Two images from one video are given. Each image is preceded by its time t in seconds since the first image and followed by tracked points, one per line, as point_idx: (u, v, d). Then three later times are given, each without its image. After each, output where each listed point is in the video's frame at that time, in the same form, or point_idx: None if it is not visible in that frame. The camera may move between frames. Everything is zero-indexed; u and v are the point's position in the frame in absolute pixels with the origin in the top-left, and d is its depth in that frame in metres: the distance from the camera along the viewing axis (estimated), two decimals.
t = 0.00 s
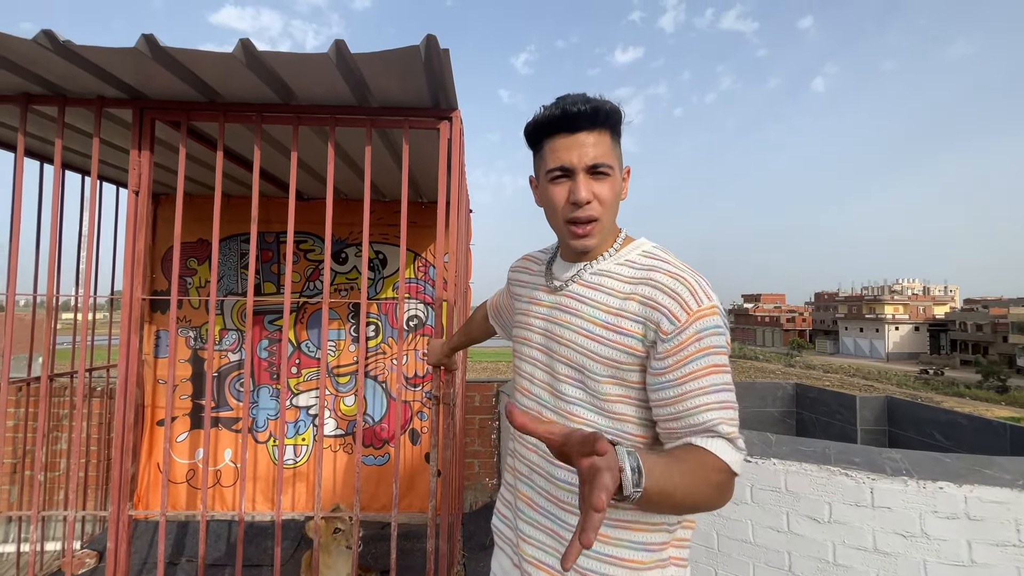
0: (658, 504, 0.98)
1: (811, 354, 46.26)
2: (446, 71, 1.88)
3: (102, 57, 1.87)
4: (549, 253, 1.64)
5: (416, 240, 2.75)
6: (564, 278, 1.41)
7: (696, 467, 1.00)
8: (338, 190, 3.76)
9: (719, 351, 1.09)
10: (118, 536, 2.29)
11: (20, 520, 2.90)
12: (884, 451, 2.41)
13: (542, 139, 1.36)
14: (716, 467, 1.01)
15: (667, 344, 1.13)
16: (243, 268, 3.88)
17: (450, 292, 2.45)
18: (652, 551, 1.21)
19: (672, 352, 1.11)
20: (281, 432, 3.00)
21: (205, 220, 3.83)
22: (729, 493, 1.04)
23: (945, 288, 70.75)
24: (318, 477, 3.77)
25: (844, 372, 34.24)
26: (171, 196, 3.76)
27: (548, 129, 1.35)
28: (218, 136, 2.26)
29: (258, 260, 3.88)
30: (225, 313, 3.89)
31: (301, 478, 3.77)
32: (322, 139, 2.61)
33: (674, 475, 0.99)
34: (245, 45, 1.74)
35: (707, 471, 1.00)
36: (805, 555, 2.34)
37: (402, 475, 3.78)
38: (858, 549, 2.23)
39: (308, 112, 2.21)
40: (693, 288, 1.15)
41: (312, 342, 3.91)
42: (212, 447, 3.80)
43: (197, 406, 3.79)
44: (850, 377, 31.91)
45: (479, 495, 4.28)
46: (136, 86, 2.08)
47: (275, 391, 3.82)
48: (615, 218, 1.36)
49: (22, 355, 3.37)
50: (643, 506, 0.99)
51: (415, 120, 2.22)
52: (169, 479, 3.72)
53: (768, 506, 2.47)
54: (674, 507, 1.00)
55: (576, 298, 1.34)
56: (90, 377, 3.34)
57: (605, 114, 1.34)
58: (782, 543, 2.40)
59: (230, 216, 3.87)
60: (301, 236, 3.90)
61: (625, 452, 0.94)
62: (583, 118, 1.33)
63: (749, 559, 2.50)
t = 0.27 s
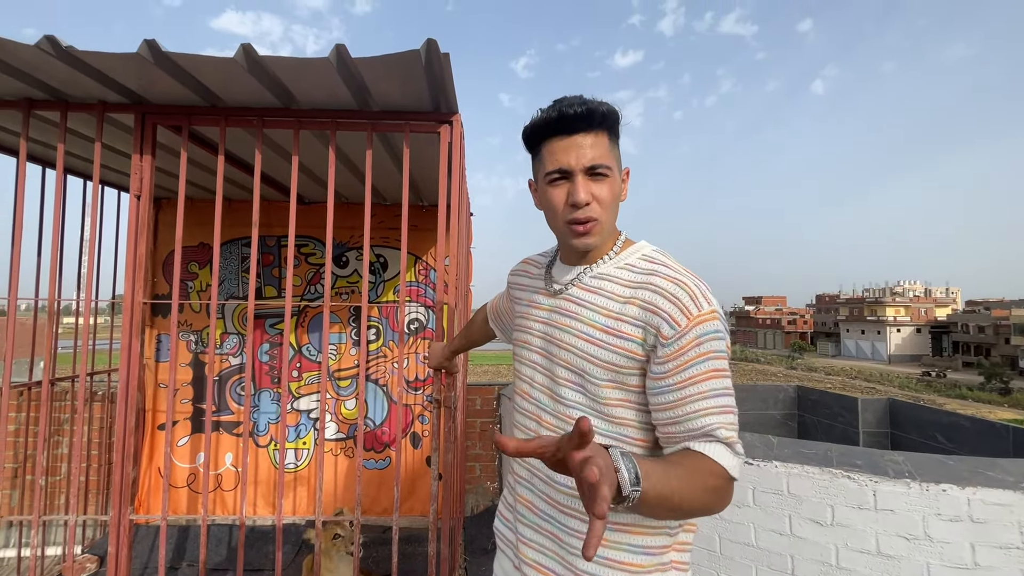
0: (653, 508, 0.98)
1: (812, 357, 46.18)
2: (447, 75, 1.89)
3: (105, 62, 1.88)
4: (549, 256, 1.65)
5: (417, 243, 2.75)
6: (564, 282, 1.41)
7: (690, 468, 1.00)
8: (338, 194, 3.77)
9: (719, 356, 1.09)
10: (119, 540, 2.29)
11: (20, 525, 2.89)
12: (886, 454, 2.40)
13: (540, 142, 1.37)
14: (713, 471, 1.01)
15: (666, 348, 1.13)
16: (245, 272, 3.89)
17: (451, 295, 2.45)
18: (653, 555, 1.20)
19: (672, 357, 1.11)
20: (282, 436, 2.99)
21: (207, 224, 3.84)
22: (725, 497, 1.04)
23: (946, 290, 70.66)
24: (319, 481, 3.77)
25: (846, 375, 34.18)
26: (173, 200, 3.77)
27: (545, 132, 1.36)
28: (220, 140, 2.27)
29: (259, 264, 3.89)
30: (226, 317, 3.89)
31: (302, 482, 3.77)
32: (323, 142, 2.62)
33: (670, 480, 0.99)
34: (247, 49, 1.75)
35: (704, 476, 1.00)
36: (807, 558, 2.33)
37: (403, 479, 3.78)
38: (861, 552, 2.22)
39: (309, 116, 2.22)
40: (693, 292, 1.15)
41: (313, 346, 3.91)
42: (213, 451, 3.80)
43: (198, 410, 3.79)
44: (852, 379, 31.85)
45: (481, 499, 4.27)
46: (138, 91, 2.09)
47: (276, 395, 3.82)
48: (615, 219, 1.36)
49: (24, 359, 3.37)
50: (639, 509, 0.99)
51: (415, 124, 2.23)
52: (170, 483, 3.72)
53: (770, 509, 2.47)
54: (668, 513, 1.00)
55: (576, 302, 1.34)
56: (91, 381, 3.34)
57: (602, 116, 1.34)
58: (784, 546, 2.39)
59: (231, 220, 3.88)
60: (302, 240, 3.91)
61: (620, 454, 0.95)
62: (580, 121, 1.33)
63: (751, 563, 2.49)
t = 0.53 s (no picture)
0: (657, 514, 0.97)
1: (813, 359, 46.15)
2: (447, 79, 1.89)
3: (105, 68, 1.88)
4: (549, 261, 1.64)
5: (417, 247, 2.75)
6: (565, 286, 1.40)
7: (693, 473, 0.99)
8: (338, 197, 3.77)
9: (721, 360, 1.08)
10: (118, 546, 2.28)
11: (19, 530, 2.88)
12: (888, 456, 2.40)
13: (538, 144, 1.37)
14: (719, 477, 0.99)
15: (668, 351, 1.12)
16: (245, 276, 3.89)
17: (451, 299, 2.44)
18: (655, 562, 1.20)
19: (674, 360, 1.11)
20: (282, 440, 2.98)
21: (206, 228, 3.84)
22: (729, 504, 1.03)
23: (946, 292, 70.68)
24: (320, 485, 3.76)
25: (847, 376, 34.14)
26: (173, 204, 3.77)
27: (543, 134, 1.36)
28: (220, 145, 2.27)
29: (259, 268, 3.89)
30: (226, 321, 3.89)
31: (302, 486, 3.76)
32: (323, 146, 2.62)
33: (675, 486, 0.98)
34: (247, 54, 1.75)
35: (710, 481, 0.99)
36: (810, 562, 2.32)
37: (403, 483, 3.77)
38: (864, 556, 2.21)
39: (309, 120, 2.22)
40: (695, 296, 1.15)
41: (313, 350, 3.90)
42: (213, 456, 3.79)
43: (198, 414, 3.78)
44: (852, 381, 31.82)
45: (481, 503, 4.26)
46: (139, 95, 2.09)
47: (276, 399, 3.81)
48: (614, 219, 1.36)
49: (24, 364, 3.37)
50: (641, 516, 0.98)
51: (415, 128, 2.23)
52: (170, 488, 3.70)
53: (772, 512, 2.46)
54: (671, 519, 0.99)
55: (576, 306, 1.34)
56: (90, 386, 3.33)
57: (599, 117, 1.34)
58: (787, 549, 2.39)
59: (231, 224, 3.88)
60: (302, 243, 3.90)
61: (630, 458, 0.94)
62: (577, 122, 1.34)
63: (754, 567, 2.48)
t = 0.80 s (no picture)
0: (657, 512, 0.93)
1: (812, 361, 46.15)
2: (446, 83, 1.89)
3: (105, 72, 1.88)
4: (548, 264, 1.64)
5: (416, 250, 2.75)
6: (563, 288, 1.40)
7: (694, 471, 0.97)
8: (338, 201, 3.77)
9: (717, 362, 1.08)
10: (117, 551, 2.27)
11: (17, 535, 2.87)
12: (888, 458, 2.39)
13: (540, 140, 1.37)
14: (715, 479, 0.98)
15: (665, 353, 1.12)
16: (244, 279, 3.89)
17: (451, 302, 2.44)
18: (653, 568, 1.19)
19: (669, 362, 1.10)
20: (282, 444, 2.96)
21: (206, 232, 3.84)
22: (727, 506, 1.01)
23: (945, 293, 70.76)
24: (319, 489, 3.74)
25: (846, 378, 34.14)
26: (172, 208, 3.77)
27: (546, 130, 1.36)
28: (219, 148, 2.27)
29: (258, 271, 3.88)
30: (226, 324, 3.89)
31: (302, 490, 3.75)
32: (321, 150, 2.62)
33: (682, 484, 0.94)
34: (246, 58, 1.75)
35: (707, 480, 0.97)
36: (811, 565, 2.31)
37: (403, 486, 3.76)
38: (865, 559, 2.21)
39: (308, 124, 2.22)
40: (692, 298, 1.14)
41: (312, 353, 3.90)
42: (212, 460, 3.78)
43: (197, 418, 3.77)
44: (852, 383, 31.82)
45: (481, 506, 4.25)
46: (138, 99, 2.10)
47: (275, 403, 3.80)
48: (612, 219, 1.36)
49: (22, 368, 3.36)
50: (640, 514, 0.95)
51: (414, 131, 2.24)
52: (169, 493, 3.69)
53: (772, 515, 2.45)
54: (671, 522, 0.95)
55: (574, 308, 1.33)
56: (89, 390, 3.32)
57: (603, 117, 1.35)
58: (787, 552, 2.38)
59: (230, 228, 3.88)
60: (301, 247, 3.90)
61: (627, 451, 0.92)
62: (580, 120, 1.34)
63: (754, 570, 2.47)
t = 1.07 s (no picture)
0: (645, 503, 0.95)
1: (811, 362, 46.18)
2: (446, 85, 1.90)
3: (105, 74, 1.88)
4: (548, 263, 1.64)
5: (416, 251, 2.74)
6: (565, 287, 1.40)
7: (700, 476, 0.95)
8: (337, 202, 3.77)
9: (719, 358, 1.08)
10: (116, 554, 2.26)
11: (16, 539, 2.85)
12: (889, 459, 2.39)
13: (546, 136, 1.37)
14: (717, 473, 0.96)
15: (667, 351, 1.12)
16: (243, 281, 3.89)
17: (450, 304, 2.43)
18: (653, 566, 1.19)
19: (672, 359, 1.10)
20: (281, 446, 2.95)
21: (205, 234, 3.84)
22: (738, 507, 0.98)
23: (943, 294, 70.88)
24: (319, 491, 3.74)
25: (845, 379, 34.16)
26: (171, 210, 3.77)
27: (552, 126, 1.35)
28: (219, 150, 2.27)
29: (258, 273, 3.88)
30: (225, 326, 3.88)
31: (301, 492, 3.74)
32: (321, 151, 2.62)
33: (673, 482, 0.95)
34: (246, 60, 1.75)
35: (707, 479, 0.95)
36: (812, 566, 2.31)
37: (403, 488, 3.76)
38: (865, 560, 2.21)
39: (308, 125, 2.22)
40: (694, 296, 1.14)
41: (312, 354, 3.90)
42: (212, 462, 3.77)
43: (196, 420, 3.76)
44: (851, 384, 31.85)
45: (481, 508, 4.24)
46: (139, 101, 2.10)
47: (275, 405, 3.80)
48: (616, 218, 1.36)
49: (22, 370, 3.36)
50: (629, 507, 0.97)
51: (414, 133, 2.24)
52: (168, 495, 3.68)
53: (772, 516, 2.45)
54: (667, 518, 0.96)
55: (575, 307, 1.33)
56: (88, 392, 3.31)
57: (609, 115, 1.35)
58: (788, 553, 2.38)
59: (229, 229, 3.88)
60: (300, 248, 3.90)
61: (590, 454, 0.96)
62: (587, 118, 1.34)
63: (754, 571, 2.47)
